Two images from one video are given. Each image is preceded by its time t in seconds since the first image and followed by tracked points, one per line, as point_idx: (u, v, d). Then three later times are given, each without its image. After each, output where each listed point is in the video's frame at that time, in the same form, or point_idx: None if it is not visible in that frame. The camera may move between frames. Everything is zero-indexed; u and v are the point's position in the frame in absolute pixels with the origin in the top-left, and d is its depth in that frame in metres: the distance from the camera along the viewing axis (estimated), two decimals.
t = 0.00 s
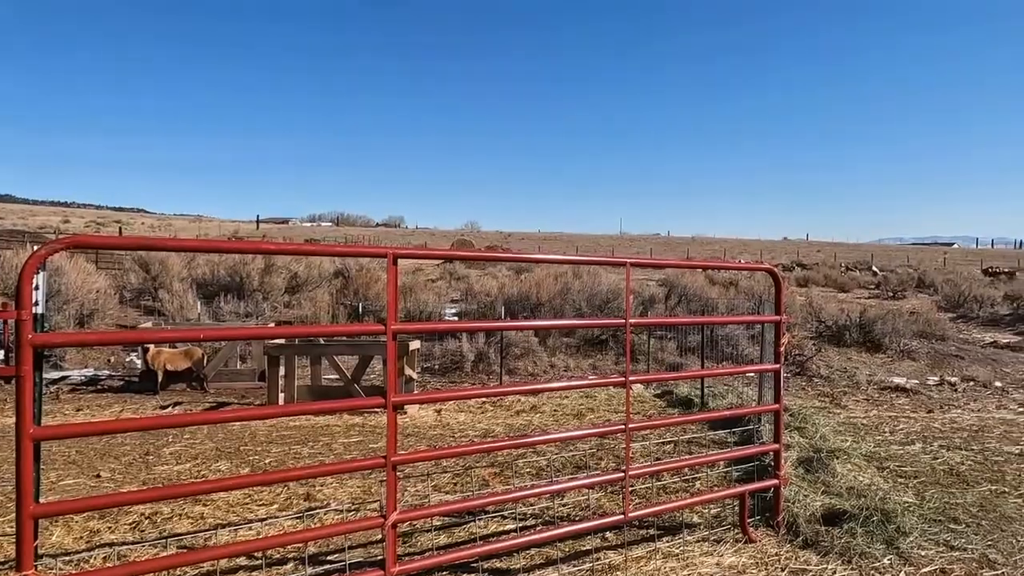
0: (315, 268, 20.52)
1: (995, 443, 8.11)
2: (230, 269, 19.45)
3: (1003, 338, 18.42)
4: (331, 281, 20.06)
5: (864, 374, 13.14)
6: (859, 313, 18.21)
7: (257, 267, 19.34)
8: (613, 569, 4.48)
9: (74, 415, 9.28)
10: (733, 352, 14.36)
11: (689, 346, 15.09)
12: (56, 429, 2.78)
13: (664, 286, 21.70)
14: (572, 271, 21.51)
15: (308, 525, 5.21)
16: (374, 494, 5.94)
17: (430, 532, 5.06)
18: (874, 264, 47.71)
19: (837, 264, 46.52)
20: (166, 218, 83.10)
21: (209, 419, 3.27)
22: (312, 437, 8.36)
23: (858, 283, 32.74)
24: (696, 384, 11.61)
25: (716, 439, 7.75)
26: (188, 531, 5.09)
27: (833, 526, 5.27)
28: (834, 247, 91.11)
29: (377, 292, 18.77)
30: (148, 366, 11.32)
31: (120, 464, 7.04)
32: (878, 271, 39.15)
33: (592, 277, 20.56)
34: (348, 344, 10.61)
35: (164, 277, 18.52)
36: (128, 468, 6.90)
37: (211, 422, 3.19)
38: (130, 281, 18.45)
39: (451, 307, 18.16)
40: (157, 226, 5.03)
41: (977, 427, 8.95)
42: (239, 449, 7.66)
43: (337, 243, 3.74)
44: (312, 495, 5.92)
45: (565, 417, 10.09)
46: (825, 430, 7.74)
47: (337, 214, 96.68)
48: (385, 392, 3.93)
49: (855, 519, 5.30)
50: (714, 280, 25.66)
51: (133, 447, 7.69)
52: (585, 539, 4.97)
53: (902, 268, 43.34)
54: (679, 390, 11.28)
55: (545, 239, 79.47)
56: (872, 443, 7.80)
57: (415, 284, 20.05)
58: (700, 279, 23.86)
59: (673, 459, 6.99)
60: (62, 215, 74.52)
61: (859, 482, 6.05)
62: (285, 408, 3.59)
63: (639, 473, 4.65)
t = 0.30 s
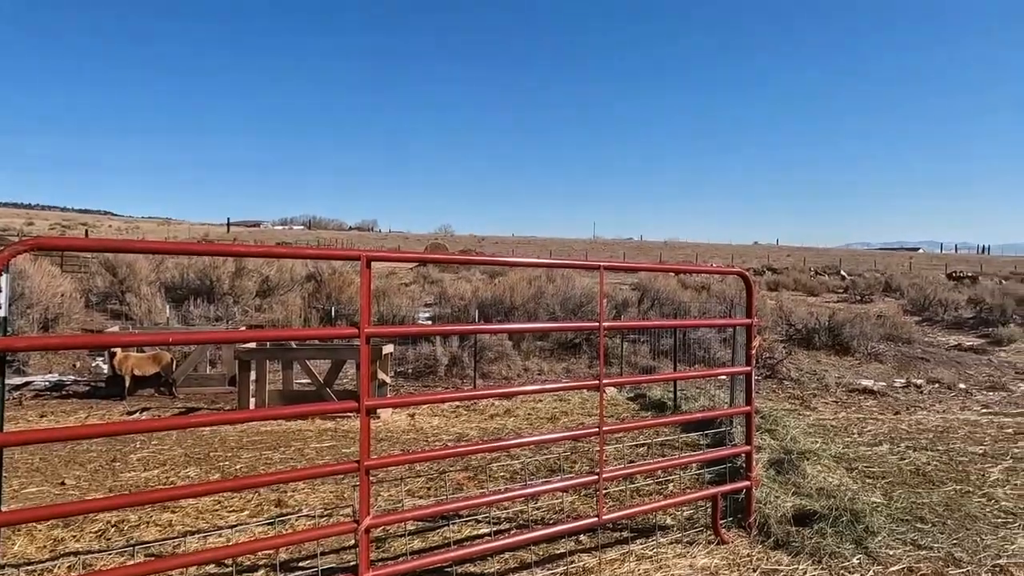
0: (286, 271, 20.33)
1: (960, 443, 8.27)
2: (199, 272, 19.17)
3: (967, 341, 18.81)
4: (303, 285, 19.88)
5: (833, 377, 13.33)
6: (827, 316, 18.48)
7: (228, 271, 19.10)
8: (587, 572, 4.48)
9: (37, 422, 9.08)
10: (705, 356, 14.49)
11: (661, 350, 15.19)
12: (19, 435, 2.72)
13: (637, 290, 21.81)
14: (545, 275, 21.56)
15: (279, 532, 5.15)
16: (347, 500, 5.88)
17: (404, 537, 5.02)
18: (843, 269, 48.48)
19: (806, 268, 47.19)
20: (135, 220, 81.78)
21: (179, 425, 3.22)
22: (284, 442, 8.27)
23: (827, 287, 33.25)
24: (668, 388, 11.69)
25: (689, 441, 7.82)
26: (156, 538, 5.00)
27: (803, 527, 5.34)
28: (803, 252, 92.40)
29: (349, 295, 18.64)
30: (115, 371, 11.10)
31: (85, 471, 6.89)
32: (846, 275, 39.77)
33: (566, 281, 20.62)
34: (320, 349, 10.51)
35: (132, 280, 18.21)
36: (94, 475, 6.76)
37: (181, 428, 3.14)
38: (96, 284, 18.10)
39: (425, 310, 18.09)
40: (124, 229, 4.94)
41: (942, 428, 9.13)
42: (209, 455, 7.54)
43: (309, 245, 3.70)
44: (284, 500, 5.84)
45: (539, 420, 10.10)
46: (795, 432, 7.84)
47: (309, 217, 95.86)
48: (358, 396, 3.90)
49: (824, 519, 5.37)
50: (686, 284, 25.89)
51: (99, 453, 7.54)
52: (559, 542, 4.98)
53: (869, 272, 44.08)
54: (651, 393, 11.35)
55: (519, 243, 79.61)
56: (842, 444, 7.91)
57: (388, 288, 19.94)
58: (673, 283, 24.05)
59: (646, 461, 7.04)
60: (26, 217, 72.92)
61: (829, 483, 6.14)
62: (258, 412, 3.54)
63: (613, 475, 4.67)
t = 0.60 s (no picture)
0: (260, 272, 20.13)
1: (928, 441, 8.43)
2: (171, 273, 18.90)
3: (935, 341, 19.17)
4: (277, 286, 19.70)
5: (805, 377, 13.51)
6: (800, 317, 18.71)
7: (201, 271, 18.85)
8: (564, 572, 4.50)
9: (3, 425, 8.89)
10: (680, 356, 14.60)
11: (637, 351, 15.27)
12: None
13: (612, 291, 21.93)
14: (522, 276, 21.58)
15: (254, 534, 5.09)
16: (322, 502, 5.83)
17: (380, 539, 4.99)
18: (815, 270, 49.13)
19: (779, 270, 47.76)
20: (106, 220, 80.56)
21: (150, 428, 3.17)
22: (258, 444, 8.18)
23: (800, 289, 33.69)
24: (644, 388, 11.76)
25: (664, 441, 7.87)
26: (127, 543, 4.92)
27: (777, 525, 5.40)
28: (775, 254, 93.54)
29: (324, 296, 18.50)
30: (84, 373, 10.91)
31: (54, 474, 6.76)
32: (818, 277, 40.27)
33: (542, 282, 20.66)
34: (295, 350, 10.42)
35: (102, 281, 17.91)
36: (63, 479, 6.63)
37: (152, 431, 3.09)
38: (64, 284, 17.77)
39: (401, 311, 18.01)
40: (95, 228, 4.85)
41: (911, 427, 9.29)
42: (181, 457, 7.44)
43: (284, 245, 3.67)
44: (258, 503, 5.78)
45: (515, 421, 10.10)
46: (769, 432, 7.94)
47: (284, 217, 95.03)
48: (334, 398, 3.87)
49: (798, 518, 5.44)
50: (661, 285, 26.09)
51: (68, 457, 7.40)
52: (536, 543, 4.98)
53: (841, 274, 44.67)
54: (627, 393, 11.41)
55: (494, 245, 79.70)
56: (814, 444, 8.02)
57: (363, 289, 19.82)
58: (648, 284, 24.21)
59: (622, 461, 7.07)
60: None
61: (802, 482, 6.22)
62: (231, 414, 3.50)
63: (590, 475, 4.68)
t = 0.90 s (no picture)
0: (236, 272, 19.93)
1: (901, 438, 8.56)
2: (146, 271, 18.65)
3: (907, 340, 19.47)
4: (254, 285, 19.53)
5: (781, 375, 13.66)
6: (776, 316, 18.90)
7: (176, 270, 18.63)
8: (542, 570, 4.51)
9: None
10: (657, 355, 14.69)
11: (615, 349, 15.33)
12: None
13: (591, 291, 21.99)
14: (501, 275, 21.58)
15: (230, 535, 5.05)
16: (300, 502, 5.79)
17: (358, 539, 4.97)
18: (791, 270, 49.70)
19: (756, 269, 48.21)
20: (79, 218, 79.33)
21: (123, 428, 3.13)
22: (234, 444, 8.10)
23: (776, 288, 34.04)
24: (622, 387, 11.82)
25: (642, 439, 7.92)
26: (100, 544, 4.86)
27: (752, 522, 5.46)
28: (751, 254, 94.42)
29: (302, 294, 18.37)
30: (56, 373, 10.73)
31: (25, 476, 6.64)
32: (794, 276, 40.70)
33: (521, 281, 20.66)
34: (272, 349, 10.32)
35: (74, 279, 17.63)
36: (34, 481, 6.52)
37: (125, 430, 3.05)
38: (36, 283, 17.47)
39: (379, 311, 17.93)
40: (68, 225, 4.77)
41: (884, 424, 9.43)
42: (156, 458, 7.35)
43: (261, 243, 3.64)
44: (235, 504, 5.73)
45: (494, 420, 10.10)
46: (745, 429, 8.02)
47: (261, 215, 94.25)
48: (312, 397, 3.85)
49: (773, 514, 5.51)
50: (640, 285, 26.24)
51: (39, 458, 7.28)
52: (515, 541, 4.99)
53: (816, 273, 45.16)
54: (606, 392, 11.46)
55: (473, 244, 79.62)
56: (789, 441, 8.11)
57: (341, 288, 19.70)
58: (627, 283, 24.33)
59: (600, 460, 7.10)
60: None
61: (778, 478, 6.30)
62: (206, 414, 3.46)
63: (568, 473, 4.70)
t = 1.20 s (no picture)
0: (213, 269, 19.74)
1: (876, 433, 8.68)
2: (121, 268, 18.40)
3: (883, 336, 19.73)
4: (231, 283, 19.35)
5: (759, 371, 13.79)
6: (754, 313, 19.07)
7: (151, 267, 18.40)
8: (522, 565, 4.52)
9: None
10: (637, 352, 14.76)
11: (595, 346, 15.38)
12: None
13: (571, 288, 22.02)
14: (481, 273, 21.56)
15: (207, 534, 5.00)
16: (278, 500, 5.75)
17: (337, 536, 4.94)
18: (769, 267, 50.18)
19: (735, 266, 48.61)
20: (52, 216, 77.94)
21: (96, 426, 3.08)
22: (211, 443, 8.02)
23: (754, 285, 34.35)
24: (602, 383, 11.86)
25: (622, 435, 7.96)
26: (74, 544, 4.79)
27: (731, 516, 5.51)
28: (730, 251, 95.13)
29: (281, 291, 18.23)
30: (29, 371, 10.55)
31: None
32: (772, 274, 41.06)
33: (501, 278, 20.66)
34: (251, 347, 10.22)
35: (47, 277, 17.35)
36: (6, 481, 6.40)
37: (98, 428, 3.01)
38: (7, 280, 17.15)
39: (359, 308, 17.84)
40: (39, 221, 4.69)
41: (860, 419, 9.55)
42: (132, 457, 7.25)
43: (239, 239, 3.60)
44: (212, 502, 5.68)
45: (475, 417, 10.09)
46: (723, 425, 8.09)
47: (239, 212, 93.42)
48: (290, 394, 3.82)
49: (751, 508, 5.56)
50: (620, 281, 26.35)
51: (11, 458, 7.16)
52: (495, 537, 4.99)
53: (793, 271, 45.50)
54: (586, 388, 11.49)
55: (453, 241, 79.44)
56: (767, 436, 8.19)
57: (320, 285, 19.59)
58: (607, 280, 24.43)
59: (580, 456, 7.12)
60: None
61: (755, 473, 6.36)
62: (182, 411, 3.42)
63: (548, 469, 4.70)
